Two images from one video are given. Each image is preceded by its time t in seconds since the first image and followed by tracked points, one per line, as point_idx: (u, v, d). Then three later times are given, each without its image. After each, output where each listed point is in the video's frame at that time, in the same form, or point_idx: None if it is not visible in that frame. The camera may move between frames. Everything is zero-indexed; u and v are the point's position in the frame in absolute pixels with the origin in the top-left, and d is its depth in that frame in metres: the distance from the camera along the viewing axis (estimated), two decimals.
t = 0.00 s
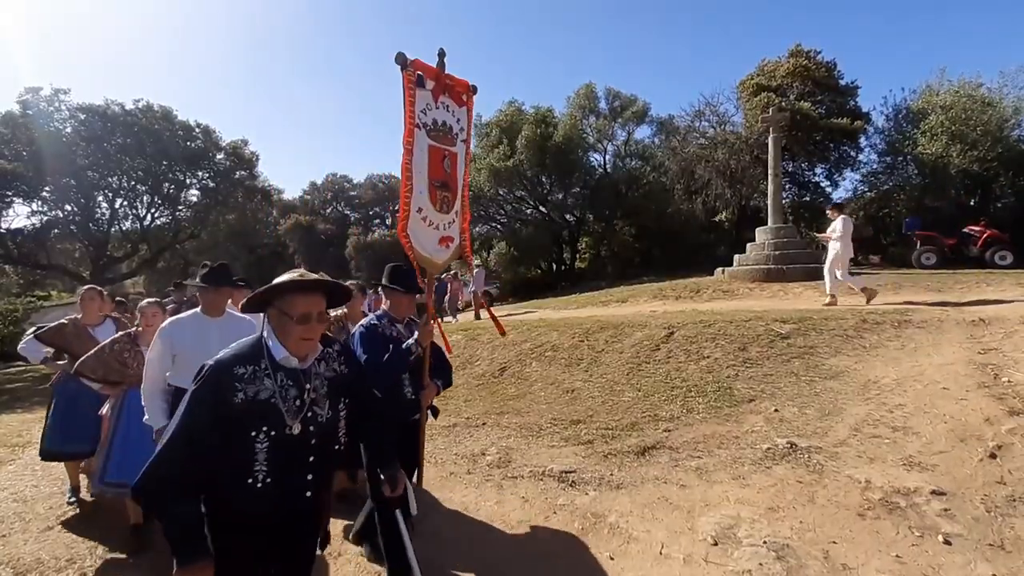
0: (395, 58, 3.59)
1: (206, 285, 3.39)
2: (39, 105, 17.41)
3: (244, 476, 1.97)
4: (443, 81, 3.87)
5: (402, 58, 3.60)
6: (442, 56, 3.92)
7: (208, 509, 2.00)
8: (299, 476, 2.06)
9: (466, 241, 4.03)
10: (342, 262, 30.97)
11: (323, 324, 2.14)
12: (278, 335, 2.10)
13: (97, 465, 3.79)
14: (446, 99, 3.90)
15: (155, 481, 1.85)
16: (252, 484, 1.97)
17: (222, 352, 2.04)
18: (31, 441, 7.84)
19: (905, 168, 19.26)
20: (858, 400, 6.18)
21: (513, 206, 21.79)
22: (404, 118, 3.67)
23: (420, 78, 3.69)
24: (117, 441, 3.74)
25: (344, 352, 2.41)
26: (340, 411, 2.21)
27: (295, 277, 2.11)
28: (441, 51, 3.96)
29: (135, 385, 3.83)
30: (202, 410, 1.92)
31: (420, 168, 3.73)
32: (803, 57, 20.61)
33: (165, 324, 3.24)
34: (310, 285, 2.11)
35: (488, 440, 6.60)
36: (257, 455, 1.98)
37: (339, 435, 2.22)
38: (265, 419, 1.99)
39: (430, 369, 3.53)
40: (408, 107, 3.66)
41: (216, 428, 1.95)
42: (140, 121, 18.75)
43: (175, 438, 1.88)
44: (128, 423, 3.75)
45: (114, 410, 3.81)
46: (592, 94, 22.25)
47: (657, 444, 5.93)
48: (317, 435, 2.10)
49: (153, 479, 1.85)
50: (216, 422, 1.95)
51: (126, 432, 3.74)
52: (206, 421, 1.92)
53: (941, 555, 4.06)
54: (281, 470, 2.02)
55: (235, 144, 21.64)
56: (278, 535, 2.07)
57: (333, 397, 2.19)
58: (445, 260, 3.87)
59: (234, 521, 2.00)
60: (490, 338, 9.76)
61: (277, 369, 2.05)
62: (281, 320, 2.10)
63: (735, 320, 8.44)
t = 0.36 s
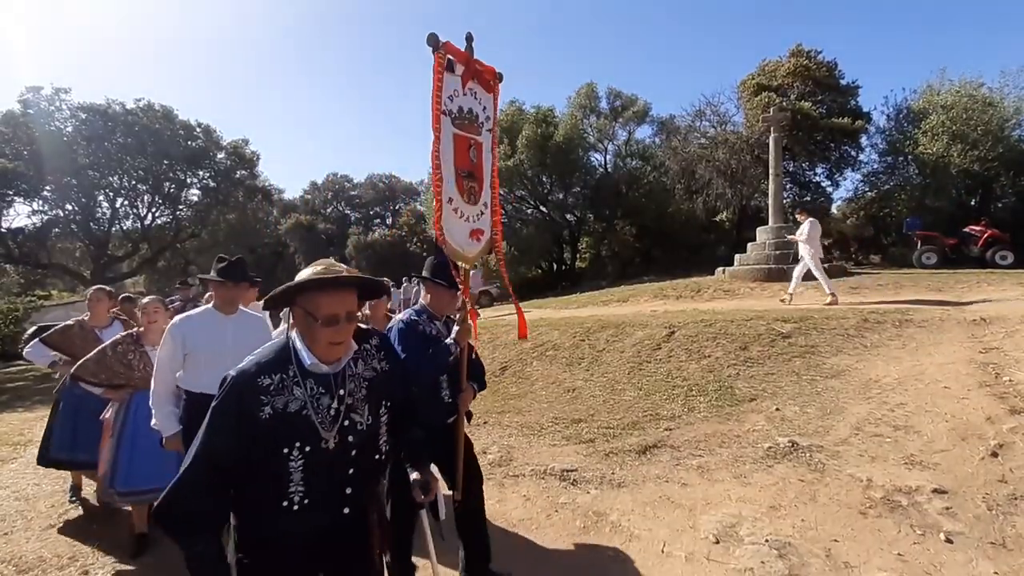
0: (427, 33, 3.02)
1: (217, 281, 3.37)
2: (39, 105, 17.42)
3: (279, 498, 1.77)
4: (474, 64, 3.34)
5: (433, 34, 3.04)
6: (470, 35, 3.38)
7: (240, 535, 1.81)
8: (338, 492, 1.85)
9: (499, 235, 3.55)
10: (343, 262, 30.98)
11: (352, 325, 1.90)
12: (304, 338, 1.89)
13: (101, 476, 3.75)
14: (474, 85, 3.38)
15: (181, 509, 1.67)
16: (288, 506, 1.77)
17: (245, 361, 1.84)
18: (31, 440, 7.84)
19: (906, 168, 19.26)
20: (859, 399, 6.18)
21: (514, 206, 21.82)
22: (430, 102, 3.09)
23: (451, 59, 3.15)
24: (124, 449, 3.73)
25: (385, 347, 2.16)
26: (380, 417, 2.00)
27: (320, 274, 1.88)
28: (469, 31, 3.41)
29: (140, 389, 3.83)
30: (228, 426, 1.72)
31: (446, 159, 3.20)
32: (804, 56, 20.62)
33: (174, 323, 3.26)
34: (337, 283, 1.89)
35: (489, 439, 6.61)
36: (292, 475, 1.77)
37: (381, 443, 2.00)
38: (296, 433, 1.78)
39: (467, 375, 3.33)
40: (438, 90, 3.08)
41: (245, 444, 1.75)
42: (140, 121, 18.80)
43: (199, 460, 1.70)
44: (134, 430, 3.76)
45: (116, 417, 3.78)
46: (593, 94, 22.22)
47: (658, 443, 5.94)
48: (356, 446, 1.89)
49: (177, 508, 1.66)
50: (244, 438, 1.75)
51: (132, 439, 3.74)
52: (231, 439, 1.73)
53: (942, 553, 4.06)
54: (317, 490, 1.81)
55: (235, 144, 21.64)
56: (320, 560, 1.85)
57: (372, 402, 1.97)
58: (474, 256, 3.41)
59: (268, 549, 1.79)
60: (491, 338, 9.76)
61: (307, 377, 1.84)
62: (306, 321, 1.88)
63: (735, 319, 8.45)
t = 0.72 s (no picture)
0: (498, 14, 2.98)
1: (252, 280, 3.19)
2: (39, 104, 17.41)
3: (333, 529, 1.58)
4: (536, 48, 3.32)
5: (504, 15, 3.00)
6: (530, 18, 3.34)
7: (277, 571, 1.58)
8: (390, 526, 1.70)
9: (556, 228, 3.55)
10: (343, 261, 30.94)
11: (432, 349, 1.79)
12: (380, 355, 1.75)
13: (114, 480, 3.80)
14: (538, 70, 3.35)
15: (231, 536, 1.44)
16: (341, 537, 1.59)
17: (311, 370, 1.67)
18: (32, 439, 7.83)
19: (908, 167, 19.24)
20: (862, 398, 6.19)
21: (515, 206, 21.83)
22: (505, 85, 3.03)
23: (519, 41, 3.11)
24: (137, 454, 3.78)
25: (437, 368, 2.13)
26: (432, 442, 1.90)
27: (407, 290, 1.74)
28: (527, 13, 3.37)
29: (152, 393, 3.82)
30: (295, 441, 1.54)
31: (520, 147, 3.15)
32: (806, 56, 20.63)
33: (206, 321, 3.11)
34: (425, 302, 1.76)
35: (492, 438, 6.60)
36: (353, 502, 1.60)
37: (428, 471, 1.89)
38: (365, 456, 1.62)
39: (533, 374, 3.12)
40: (510, 73, 3.04)
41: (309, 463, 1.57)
42: (141, 120, 18.85)
43: (263, 478, 1.49)
44: (146, 435, 3.80)
45: (128, 422, 3.83)
46: (594, 93, 22.18)
47: (661, 441, 5.94)
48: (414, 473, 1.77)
49: (228, 534, 1.44)
50: (309, 456, 1.57)
51: (144, 445, 3.79)
52: (299, 457, 1.54)
53: (946, 551, 4.06)
54: (374, 522, 1.66)
55: (236, 143, 21.62)
56: None
57: (426, 427, 1.88)
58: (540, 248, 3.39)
59: None
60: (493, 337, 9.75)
61: (377, 395, 1.70)
62: (386, 339, 1.75)
63: (737, 318, 8.46)
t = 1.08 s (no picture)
0: None
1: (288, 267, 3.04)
2: (44, 103, 17.50)
3: (420, 535, 1.42)
4: (616, 18, 3.12)
5: None
6: None
7: None
8: (472, 532, 1.56)
9: (629, 215, 3.39)
10: (348, 259, 31.00)
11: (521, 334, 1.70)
12: (467, 340, 1.63)
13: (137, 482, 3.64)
14: (618, 40, 3.15)
15: (319, 536, 1.30)
16: (428, 545, 1.42)
17: (394, 356, 1.53)
18: (39, 436, 7.91)
19: (915, 165, 19.14)
20: (870, 396, 6.18)
21: (519, 204, 21.84)
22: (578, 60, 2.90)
23: (595, 9, 2.95)
24: (161, 454, 3.60)
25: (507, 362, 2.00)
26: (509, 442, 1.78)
27: (497, 274, 1.64)
28: None
29: (177, 391, 3.65)
30: (382, 436, 1.39)
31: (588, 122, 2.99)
32: (812, 53, 20.54)
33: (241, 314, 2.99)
34: (516, 282, 1.65)
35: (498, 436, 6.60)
36: (441, 506, 1.45)
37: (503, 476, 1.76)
38: (455, 454, 1.48)
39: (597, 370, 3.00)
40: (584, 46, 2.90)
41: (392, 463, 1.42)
42: (146, 119, 18.95)
43: (350, 476, 1.34)
44: (170, 434, 3.60)
45: (152, 421, 3.65)
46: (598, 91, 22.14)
47: (667, 440, 5.95)
48: (496, 475, 1.65)
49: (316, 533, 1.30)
50: (394, 455, 1.42)
51: (168, 444, 3.60)
52: (386, 455, 1.39)
53: (953, 549, 4.05)
54: (459, 527, 1.51)
55: (240, 141, 21.67)
56: None
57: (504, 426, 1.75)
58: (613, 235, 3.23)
59: None
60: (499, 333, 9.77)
61: (464, 386, 1.57)
62: (475, 321, 1.65)
63: (744, 316, 8.46)
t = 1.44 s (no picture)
0: None
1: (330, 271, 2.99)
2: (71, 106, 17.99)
3: None
4: None
5: None
6: None
7: None
8: None
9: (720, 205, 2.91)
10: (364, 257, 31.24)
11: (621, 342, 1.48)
12: (554, 357, 1.45)
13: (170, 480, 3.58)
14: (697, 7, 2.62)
15: None
16: None
17: (472, 398, 1.32)
18: (67, 430, 8.18)
19: (941, 159, 18.66)
20: (894, 395, 6.06)
21: (534, 201, 21.78)
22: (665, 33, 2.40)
23: None
24: (198, 452, 3.57)
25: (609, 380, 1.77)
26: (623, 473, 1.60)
27: (584, 270, 1.44)
28: None
29: (212, 390, 3.62)
30: (474, 498, 1.20)
31: (680, 101, 2.52)
32: (833, 45, 20.13)
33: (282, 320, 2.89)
34: (606, 287, 1.47)
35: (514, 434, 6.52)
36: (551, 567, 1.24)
37: (617, 522, 1.53)
38: (557, 504, 1.27)
39: (677, 382, 2.48)
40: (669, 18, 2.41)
41: (486, 530, 1.22)
42: (168, 121, 19.40)
43: (438, 546, 1.14)
44: (207, 432, 3.57)
45: (186, 418, 3.59)
46: (613, 87, 21.97)
47: (685, 439, 5.90)
48: (610, 517, 1.46)
49: None
50: (486, 518, 1.22)
51: (205, 442, 3.57)
52: (477, 520, 1.19)
53: (981, 551, 3.94)
54: None
55: (259, 141, 22.01)
56: None
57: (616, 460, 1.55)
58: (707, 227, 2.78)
59: None
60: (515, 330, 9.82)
61: (561, 422, 1.36)
62: (565, 335, 1.45)
63: (763, 314, 8.36)
